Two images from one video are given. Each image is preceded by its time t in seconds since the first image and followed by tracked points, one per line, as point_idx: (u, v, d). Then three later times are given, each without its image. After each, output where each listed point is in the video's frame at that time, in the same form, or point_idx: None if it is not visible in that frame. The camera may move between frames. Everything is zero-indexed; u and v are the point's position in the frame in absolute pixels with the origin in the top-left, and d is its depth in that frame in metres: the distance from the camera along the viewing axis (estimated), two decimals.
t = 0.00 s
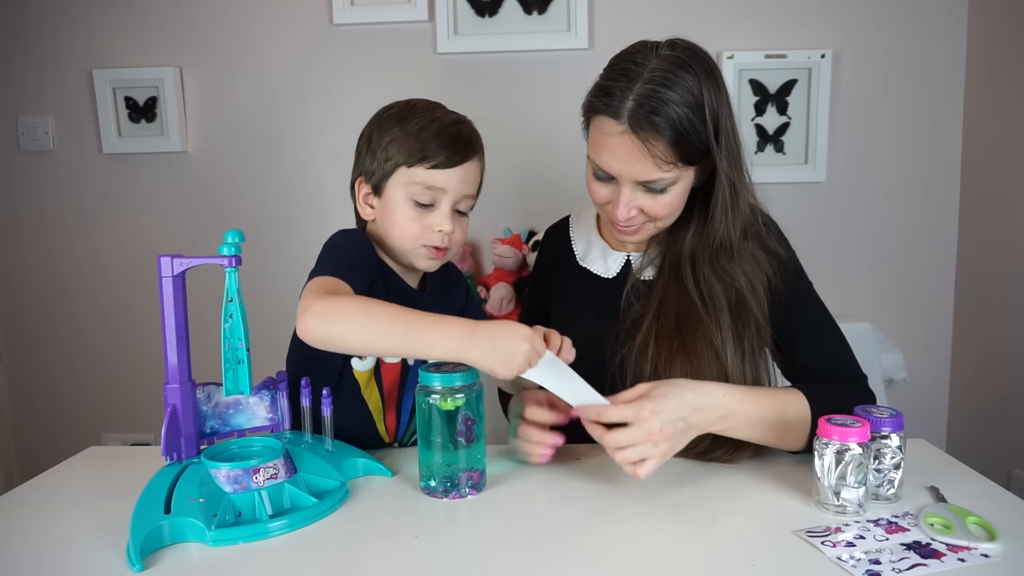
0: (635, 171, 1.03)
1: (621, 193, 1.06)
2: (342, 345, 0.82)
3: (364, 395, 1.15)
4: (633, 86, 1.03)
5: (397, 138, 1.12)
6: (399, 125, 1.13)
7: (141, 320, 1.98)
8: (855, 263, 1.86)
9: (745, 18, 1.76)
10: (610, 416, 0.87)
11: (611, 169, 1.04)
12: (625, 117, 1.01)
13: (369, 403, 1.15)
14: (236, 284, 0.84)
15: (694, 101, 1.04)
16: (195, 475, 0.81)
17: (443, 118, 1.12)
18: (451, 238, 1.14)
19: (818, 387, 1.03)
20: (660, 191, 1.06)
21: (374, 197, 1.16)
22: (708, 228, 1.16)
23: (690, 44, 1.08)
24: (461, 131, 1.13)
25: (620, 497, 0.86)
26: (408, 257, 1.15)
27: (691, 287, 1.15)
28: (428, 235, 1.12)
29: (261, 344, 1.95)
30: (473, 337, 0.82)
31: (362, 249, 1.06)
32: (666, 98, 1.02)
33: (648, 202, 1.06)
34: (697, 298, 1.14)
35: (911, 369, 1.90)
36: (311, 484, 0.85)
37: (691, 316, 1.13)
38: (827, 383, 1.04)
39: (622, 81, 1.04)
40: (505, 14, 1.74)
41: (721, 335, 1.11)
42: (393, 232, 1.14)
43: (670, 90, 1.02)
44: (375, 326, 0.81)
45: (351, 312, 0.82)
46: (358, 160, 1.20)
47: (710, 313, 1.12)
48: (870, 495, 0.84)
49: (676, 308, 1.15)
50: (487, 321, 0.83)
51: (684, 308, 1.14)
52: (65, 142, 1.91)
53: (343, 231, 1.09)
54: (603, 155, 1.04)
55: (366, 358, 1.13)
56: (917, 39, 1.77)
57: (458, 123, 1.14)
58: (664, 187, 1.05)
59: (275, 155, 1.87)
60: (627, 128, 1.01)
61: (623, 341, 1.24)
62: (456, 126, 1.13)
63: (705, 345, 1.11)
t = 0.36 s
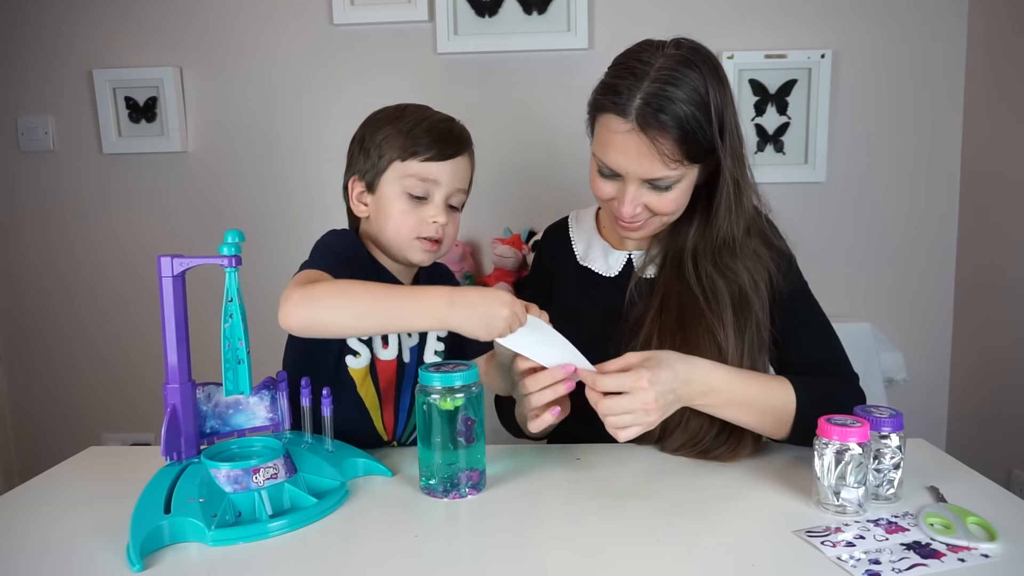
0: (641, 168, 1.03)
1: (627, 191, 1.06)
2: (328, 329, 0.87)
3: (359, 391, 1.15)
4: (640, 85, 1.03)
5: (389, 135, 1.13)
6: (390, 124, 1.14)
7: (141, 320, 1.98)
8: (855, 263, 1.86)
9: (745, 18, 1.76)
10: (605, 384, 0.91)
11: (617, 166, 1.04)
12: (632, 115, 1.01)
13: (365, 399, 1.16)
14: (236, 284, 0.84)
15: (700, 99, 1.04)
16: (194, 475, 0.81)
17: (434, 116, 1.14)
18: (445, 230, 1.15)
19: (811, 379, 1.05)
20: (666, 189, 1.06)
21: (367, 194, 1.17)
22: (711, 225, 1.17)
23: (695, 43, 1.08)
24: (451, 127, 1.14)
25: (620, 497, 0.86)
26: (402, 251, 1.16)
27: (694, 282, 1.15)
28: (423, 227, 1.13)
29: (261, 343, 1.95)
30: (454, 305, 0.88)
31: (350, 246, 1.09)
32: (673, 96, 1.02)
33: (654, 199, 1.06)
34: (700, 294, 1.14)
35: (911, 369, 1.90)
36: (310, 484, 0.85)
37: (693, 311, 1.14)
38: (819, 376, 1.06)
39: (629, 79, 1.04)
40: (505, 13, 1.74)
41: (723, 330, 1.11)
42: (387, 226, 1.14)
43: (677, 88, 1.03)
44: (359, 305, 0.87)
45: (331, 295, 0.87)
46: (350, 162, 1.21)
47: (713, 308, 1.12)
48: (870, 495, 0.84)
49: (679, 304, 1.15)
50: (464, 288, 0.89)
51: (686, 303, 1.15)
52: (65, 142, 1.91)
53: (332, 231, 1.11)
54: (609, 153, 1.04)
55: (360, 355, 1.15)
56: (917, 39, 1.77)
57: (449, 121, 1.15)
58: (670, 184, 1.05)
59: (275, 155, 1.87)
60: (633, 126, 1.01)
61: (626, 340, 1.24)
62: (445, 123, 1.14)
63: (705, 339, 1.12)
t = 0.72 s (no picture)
0: (638, 169, 1.03)
1: (624, 191, 1.06)
2: (326, 326, 0.88)
3: (360, 390, 1.15)
4: (637, 86, 1.03)
5: (397, 133, 1.13)
6: (397, 123, 1.15)
7: (141, 320, 1.98)
8: (855, 263, 1.86)
9: (745, 17, 1.76)
10: (584, 376, 0.94)
11: (614, 167, 1.05)
12: (630, 116, 1.02)
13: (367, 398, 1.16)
14: (236, 284, 0.84)
15: (697, 100, 1.04)
16: (194, 475, 0.81)
17: (440, 118, 1.15)
18: (448, 227, 1.15)
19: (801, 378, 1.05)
20: (663, 189, 1.06)
21: (371, 190, 1.17)
22: (708, 223, 1.17)
23: (693, 44, 1.08)
24: (457, 129, 1.15)
25: (620, 497, 0.86)
26: (406, 247, 1.15)
27: (691, 280, 1.16)
28: (427, 223, 1.13)
29: (260, 343, 1.95)
30: (449, 296, 0.89)
31: (348, 247, 1.09)
32: (670, 98, 1.02)
33: (651, 199, 1.07)
34: (697, 292, 1.14)
35: (911, 369, 1.90)
36: (310, 484, 0.85)
37: (690, 308, 1.14)
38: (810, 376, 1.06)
39: (625, 80, 1.04)
40: (505, 14, 1.74)
41: (720, 328, 1.11)
42: (391, 222, 1.14)
43: (674, 90, 1.03)
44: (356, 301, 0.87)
45: (326, 293, 0.88)
46: (353, 162, 1.22)
47: (710, 306, 1.13)
48: (870, 495, 0.84)
49: (676, 302, 1.16)
50: (456, 278, 0.91)
51: (683, 301, 1.15)
52: (65, 142, 1.91)
53: (330, 232, 1.11)
54: (607, 154, 1.05)
55: (360, 353, 1.15)
56: (917, 39, 1.77)
57: (453, 123, 1.16)
58: (667, 185, 1.06)
59: (275, 155, 1.87)
60: (631, 127, 1.02)
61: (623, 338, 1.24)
62: (450, 125, 1.16)
63: (700, 335, 1.13)
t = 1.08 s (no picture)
0: (633, 166, 1.04)
1: (620, 189, 1.07)
2: (324, 329, 0.88)
3: (359, 391, 1.15)
4: (631, 85, 1.04)
5: (398, 134, 1.14)
6: (398, 124, 1.15)
7: (141, 321, 1.98)
8: (855, 263, 1.86)
9: (745, 17, 1.76)
10: (595, 319, 0.93)
11: (609, 165, 1.05)
12: (624, 114, 1.03)
13: (365, 397, 1.16)
14: (236, 284, 0.84)
15: (690, 98, 1.05)
16: (195, 475, 0.81)
17: (441, 121, 1.15)
18: (448, 228, 1.15)
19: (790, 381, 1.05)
20: (658, 186, 1.07)
21: (371, 190, 1.17)
22: (703, 221, 1.18)
23: (686, 42, 1.09)
24: (457, 131, 1.15)
25: (620, 497, 0.86)
26: (405, 247, 1.15)
27: (688, 279, 1.16)
28: (427, 223, 1.13)
29: (260, 343, 1.95)
30: (441, 294, 0.89)
31: (343, 249, 1.09)
32: (663, 96, 1.03)
33: (646, 196, 1.07)
34: (693, 290, 1.15)
35: (911, 368, 1.90)
36: (311, 484, 0.85)
37: (688, 307, 1.15)
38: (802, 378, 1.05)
39: (620, 79, 1.05)
40: (505, 13, 1.74)
41: (718, 325, 1.12)
42: (391, 221, 1.14)
43: (667, 89, 1.04)
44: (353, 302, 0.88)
45: (323, 294, 0.88)
46: (353, 162, 1.22)
47: (706, 304, 1.14)
48: (870, 495, 0.84)
49: (674, 300, 1.17)
50: (446, 274, 0.90)
51: (680, 300, 1.16)
52: (65, 142, 1.91)
53: (327, 232, 1.12)
54: (602, 152, 1.06)
55: (358, 354, 1.15)
56: (917, 39, 1.77)
57: (454, 125, 1.16)
58: (661, 182, 1.06)
59: (275, 155, 1.87)
60: (625, 125, 1.03)
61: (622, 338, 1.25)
62: (450, 128, 1.16)
63: (700, 333, 1.14)
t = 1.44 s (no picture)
0: (631, 163, 1.04)
1: (618, 186, 1.07)
2: (328, 335, 0.88)
3: (358, 392, 1.15)
4: (629, 82, 1.05)
5: (395, 134, 1.14)
6: (395, 124, 1.15)
7: (141, 321, 1.98)
8: (855, 263, 1.86)
9: (744, 17, 1.76)
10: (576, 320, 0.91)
11: (607, 162, 1.06)
12: (622, 111, 1.03)
13: (365, 397, 1.16)
14: (236, 284, 0.84)
15: (688, 94, 1.06)
16: (195, 475, 0.81)
17: (438, 121, 1.15)
18: (446, 228, 1.16)
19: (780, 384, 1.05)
20: (655, 182, 1.07)
21: (368, 190, 1.17)
22: (701, 219, 1.19)
23: (683, 41, 1.10)
24: (454, 131, 1.15)
25: (621, 497, 0.86)
26: (402, 247, 1.15)
27: (686, 276, 1.18)
28: (425, 224, 1.13)
29: (260, 343, 1.95)
30: (439, 289, 0.89)
31: (340, 250, 1.09)
32: (661, 92, 1.04)
33: (644, 192, 1.07)
34: (691, 287, 1.16)
35: (911, 368, 1.90)
36: (311, 484, 0.85)
37: (685, 305, 1.16)
38: (792, 380, 1.05)
39: (618, 77, 1.06)
40: (505, 14, 1.74)
41: (715, 322, 1.13)
42: (388, 222, 1.14)
43: (665, 86, 1.05)
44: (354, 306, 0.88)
45: (323, 299, 0.88)
46: (350, 161, 1.21)
47: (703, 300, 1.15)
48: (870, 495, 0.84)
49: (672, 297, 1.17)
50: (443, 273, 0.91)
51: (678, 298, 1.17)
52: (65, 142, 1.91)
53: (323, 234, 1.11)
54: (599, 149, 1.06)
55: (358, 356, 1.15)
56: (917, 39, 1.77)
57: (450, 125, 1.16)
58: (659, 178, 1.07)
59: (275, 155, 1.87)
60: (623, 122, 1.03)
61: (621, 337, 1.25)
62: (447, 128, 1.16)
63: (699, 330, 1.14)
